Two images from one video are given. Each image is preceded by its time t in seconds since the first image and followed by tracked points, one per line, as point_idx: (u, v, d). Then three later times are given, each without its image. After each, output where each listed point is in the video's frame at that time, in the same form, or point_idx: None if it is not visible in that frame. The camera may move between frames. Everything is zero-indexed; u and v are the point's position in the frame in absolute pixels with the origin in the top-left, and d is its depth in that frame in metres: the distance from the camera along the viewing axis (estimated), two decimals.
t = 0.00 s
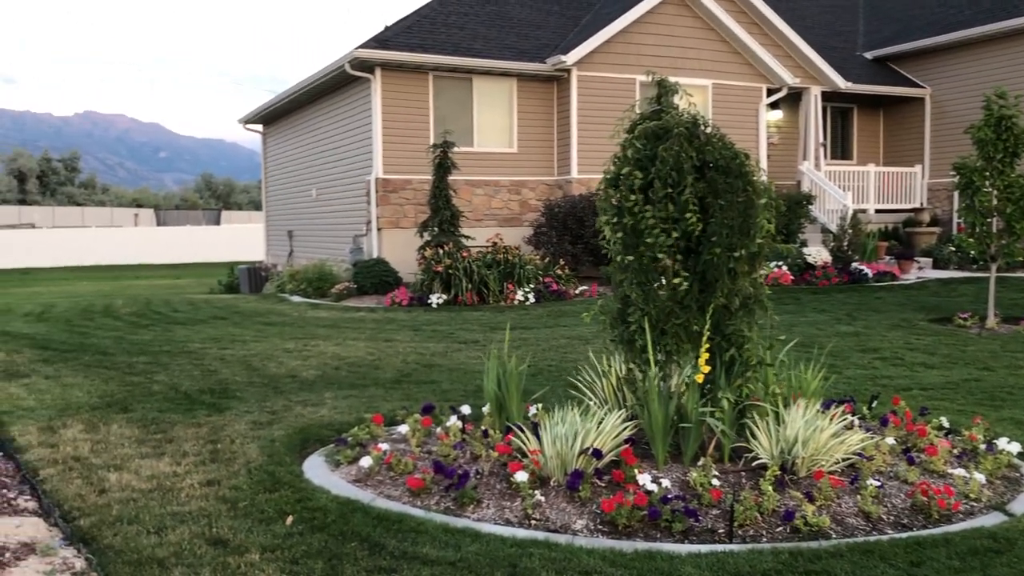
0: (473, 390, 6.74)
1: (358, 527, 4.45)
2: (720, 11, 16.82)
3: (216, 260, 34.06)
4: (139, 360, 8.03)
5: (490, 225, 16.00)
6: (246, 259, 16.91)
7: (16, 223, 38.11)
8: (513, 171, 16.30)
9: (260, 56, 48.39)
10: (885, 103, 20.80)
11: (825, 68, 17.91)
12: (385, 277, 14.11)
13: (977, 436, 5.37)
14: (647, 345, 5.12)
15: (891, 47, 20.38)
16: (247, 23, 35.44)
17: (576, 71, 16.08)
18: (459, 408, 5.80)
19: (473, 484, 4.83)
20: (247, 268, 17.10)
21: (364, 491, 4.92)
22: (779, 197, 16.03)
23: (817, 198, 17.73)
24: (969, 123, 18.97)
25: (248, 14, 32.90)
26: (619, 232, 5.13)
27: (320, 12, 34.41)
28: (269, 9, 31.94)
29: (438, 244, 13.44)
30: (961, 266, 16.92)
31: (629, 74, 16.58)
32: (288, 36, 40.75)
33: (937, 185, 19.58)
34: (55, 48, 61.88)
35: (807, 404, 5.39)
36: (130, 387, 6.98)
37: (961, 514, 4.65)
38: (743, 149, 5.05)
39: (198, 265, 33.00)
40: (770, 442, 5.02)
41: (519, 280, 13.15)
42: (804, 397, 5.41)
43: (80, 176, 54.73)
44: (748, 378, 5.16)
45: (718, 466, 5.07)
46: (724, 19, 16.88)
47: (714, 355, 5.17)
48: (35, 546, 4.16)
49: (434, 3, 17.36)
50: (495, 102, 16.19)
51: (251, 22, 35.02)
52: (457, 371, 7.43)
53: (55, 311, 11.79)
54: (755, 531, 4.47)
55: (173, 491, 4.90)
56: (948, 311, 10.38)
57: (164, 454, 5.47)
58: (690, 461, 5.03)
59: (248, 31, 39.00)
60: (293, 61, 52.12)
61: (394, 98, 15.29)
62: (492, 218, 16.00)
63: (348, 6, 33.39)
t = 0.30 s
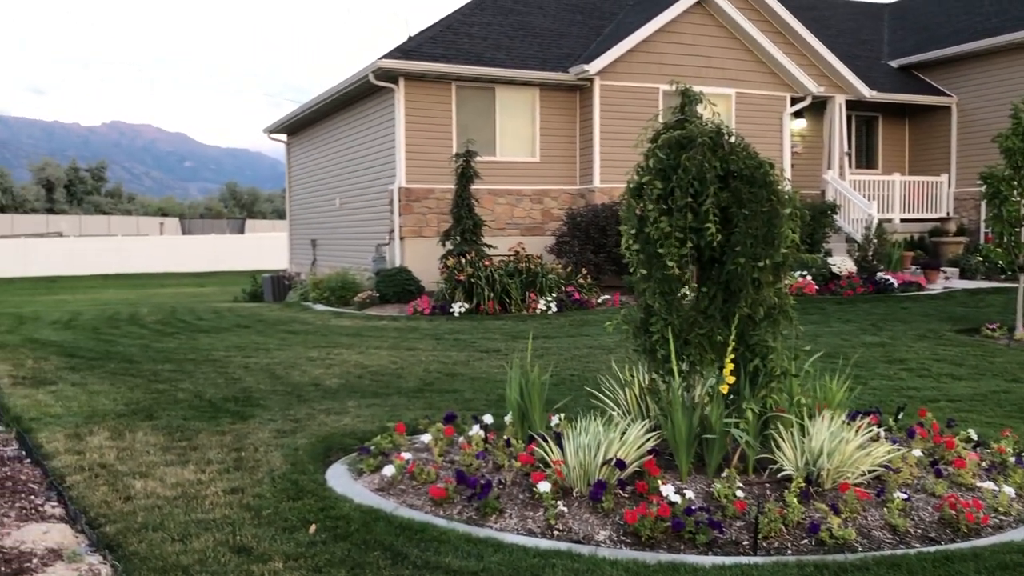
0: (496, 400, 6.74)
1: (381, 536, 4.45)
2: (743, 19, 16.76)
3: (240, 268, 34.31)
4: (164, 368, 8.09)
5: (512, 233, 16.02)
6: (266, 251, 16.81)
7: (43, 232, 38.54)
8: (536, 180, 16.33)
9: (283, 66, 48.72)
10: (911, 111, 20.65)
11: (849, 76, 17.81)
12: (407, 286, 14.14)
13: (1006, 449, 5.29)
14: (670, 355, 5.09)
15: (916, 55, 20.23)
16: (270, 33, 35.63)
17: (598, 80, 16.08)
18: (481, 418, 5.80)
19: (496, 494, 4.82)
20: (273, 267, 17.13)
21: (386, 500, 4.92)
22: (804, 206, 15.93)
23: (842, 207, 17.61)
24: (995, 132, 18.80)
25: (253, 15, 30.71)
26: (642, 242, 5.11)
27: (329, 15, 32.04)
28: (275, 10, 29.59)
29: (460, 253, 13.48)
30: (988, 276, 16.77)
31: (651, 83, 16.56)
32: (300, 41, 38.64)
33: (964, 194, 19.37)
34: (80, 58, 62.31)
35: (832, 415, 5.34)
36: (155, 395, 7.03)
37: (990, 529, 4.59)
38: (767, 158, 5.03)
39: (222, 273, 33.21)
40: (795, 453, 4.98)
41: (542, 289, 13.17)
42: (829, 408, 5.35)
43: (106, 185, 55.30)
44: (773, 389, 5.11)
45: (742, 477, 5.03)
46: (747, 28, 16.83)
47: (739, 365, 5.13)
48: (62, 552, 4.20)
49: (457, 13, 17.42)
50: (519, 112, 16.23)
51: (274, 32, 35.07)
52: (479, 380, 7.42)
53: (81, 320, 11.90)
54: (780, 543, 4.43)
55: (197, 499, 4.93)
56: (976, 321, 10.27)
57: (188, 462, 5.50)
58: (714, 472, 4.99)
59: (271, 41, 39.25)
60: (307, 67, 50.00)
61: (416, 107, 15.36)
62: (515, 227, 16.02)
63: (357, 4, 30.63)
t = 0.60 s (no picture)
0: (514, 413, 6.73)
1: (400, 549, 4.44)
2: (762, 32, 16.74)
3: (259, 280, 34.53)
4: (184, 380, 8.13)
5: (530, 246, 16.04)
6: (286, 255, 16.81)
7: (65, 244, 38.87)
8: (554, 193, 16.33)
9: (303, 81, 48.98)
10: (931, 124, 20.56)
11: (869, 88, 17.74)
12: (425, 298, 14.16)
13: None
14: (689, 369, 5.07)
15: (936, 67, 20.14)
16: (290, 47, 35.76)
17: (617, 93, 16.11)
18: (500, 431, 5.79)
19: (515, 508, 4.80)
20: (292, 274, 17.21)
21: (404, 513, 4.91)
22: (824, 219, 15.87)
23: (862, 220, 17.51)
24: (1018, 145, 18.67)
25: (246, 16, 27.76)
26: (661, 256, 5.10)
27: (330, 15, 28.52)
28: (268, 9, 26.55)
29: (478, 266, 13.50)
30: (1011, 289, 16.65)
31: (670, 96, 16.58)
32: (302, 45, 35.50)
33: (985, 207, 19.24)
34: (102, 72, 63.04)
35: (853, 430, 5.29)
36: (175, 407, 7.07)
37: (1015, 546, 4.52)
38: (787, 171, 5.01)
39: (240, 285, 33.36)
40: (816, 468, 4.94)
41: (559, 302, 13.17)
42: (851, 423, 5.31)
43: (128, 198, 55.73)
44: (793, 403, 5.07)
45: (762, 492, 4.99)
46: (766, 41, 16.80)
47: (759, 379, 5.10)
48: (84, 563, 4.22)
49: (476, 27, 17.50)
50: (537, 125, 16.29)
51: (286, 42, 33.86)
52: (498, 394, 7.41)
53: (103, 331, 11.97)
54: (801, 559, 4.38)
55: (216, 511, 4.94)
56: (999, 335, 10.17)
57: (208, 473, 5.53)
58: (734, 487, 4.95)
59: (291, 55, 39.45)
60: (311, 73, 45.82)
61: (434, 121, 15.43)
62: (533, 240, 16.03)
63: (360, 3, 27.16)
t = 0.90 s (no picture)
0: (531, 421, 6.73)
1: (418, 557, 4.44)
2: (779, 40, 16.71)
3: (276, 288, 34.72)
4: (203, 387, 8.17)
5: (547, 254, 15.93)
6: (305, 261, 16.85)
7: (85, 252, 39.18)
8: (571, 202, 16.39)
9: (319, 90, 49.03)
10: (950, 131, 20.46)
11: (886, 96, 17.67)
12: (442, 306, 14.19)
13: None
14: (708, 378, 5.05)
15: (955, 75, 20.04)
16: (305, 55, 35.75)
17: (634, 102, 16.12)
18: (517, 440, 5.78)
19: (532, 516, 4.79)
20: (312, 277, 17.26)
21: (422, 521, 4.91)
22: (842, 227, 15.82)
23: (881, 229, 17.44)
24: None
25: (232, 13, 25.44)
26: (680, 264, 5.09)
27: (327, 14, 26.34)
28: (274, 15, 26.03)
29: (495, 274, 13.52)
30: None
31: (687, 104, 16.58)
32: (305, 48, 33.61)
33: (1006, 215, 19.12)
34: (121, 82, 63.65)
35: (873, 440, 5.26)
36: (194, 414, 7.10)
37: None
38: (806, 180, 5.00)
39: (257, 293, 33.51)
40: (835, 479, 4.90)
41: (577, 310, 13.15)
42: (871, 432, 5.28)
43: (148, 206, 56.16)
44: (813, 413, 5.04)
45: (782, 502, 4.96)
46: (784, 49, 16.77)
47: (778, 389, 5.08)
48: (104, 569, 4.24)
49: (492, 36, 17.55)
50: (554, 133, 16.32)
51: (299, 47, 33.21)
52: (515, 402, 7.41)
53: (122, 338, 12.06)
54: (821, 569, 4.35)
55: (235, 518, 4.96)
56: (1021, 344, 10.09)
57: (226, 480, 5.55)
58: (752, 497, 4.93)
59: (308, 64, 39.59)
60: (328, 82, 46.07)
61: (451, 129, 15.48)
62: (550, 248, 15.92)
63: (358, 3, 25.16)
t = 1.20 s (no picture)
0: (548, 427, 6.72)
1: (435, 563, 4.43)
2: (798, 45, 16.64)
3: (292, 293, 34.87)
4: (221, 392, 8.20)
5: (564, 259, 16.02)
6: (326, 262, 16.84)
7: (104, 258, 39.46)
8: (588, 207, 16.37)
9: (336, 96, 49.21)
10: (970, 136, 20.32)
11: (905, 100, 17.56)
12: (459, 312, 14.18)
13: None
14: (726, 384, 5.02)
15: (976, 79, 19.91)
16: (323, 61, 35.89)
17: (651, 107, 16.10)
18: (534, 446, 5.78)
19: (550, 523, 4.77)
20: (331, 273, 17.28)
21: (439, 527, 4.91)
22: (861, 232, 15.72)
23: (900, 235, 17.32)
24: None
25: (250, 20, 25.55)
26: (699, 270, 5.08)
27: (321, 13, 24.88)
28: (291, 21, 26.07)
29: (512, 279, 13.54)
30: None
31: (704, 109, 16.54)
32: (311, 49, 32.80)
33: None
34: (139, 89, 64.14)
35: (892, 447, 5.22)
36: (213, 419, 7.13)
37: None
38: (826, 185, 4.98)
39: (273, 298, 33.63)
40: (855, 486, 4.86)
41: (594, 316, 13.13)
42: (890, 440, 5.25)
43: (167, 212, 56.58)
44: (832, 420, 5.01)
45: (801, 509, 4.93)
46: (802, 53, 16.70)
47: (797, 395, 5.05)
48: (124, 573, 4.26)
49: (510, 41, 17.58)
50: (571, 139, 16.33)
51: (312, 51, 32.92)
52: (532, 408, 7.41)
53: (141, 343, 12.14)
54: None
55: (253, 522, 4.98)
56: None
57: (245, 485, 5.58)
58: (771, 504, 4.89)
59: (324, 69, 39.72)
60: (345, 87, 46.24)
61: (468, 135, 15.51)
62: (566, 253, 16.02)
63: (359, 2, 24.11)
